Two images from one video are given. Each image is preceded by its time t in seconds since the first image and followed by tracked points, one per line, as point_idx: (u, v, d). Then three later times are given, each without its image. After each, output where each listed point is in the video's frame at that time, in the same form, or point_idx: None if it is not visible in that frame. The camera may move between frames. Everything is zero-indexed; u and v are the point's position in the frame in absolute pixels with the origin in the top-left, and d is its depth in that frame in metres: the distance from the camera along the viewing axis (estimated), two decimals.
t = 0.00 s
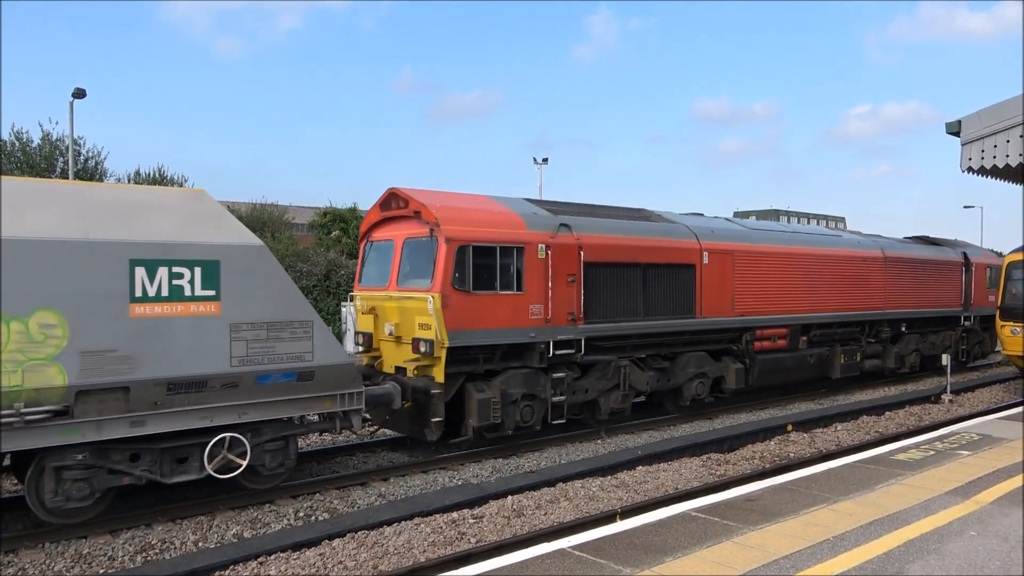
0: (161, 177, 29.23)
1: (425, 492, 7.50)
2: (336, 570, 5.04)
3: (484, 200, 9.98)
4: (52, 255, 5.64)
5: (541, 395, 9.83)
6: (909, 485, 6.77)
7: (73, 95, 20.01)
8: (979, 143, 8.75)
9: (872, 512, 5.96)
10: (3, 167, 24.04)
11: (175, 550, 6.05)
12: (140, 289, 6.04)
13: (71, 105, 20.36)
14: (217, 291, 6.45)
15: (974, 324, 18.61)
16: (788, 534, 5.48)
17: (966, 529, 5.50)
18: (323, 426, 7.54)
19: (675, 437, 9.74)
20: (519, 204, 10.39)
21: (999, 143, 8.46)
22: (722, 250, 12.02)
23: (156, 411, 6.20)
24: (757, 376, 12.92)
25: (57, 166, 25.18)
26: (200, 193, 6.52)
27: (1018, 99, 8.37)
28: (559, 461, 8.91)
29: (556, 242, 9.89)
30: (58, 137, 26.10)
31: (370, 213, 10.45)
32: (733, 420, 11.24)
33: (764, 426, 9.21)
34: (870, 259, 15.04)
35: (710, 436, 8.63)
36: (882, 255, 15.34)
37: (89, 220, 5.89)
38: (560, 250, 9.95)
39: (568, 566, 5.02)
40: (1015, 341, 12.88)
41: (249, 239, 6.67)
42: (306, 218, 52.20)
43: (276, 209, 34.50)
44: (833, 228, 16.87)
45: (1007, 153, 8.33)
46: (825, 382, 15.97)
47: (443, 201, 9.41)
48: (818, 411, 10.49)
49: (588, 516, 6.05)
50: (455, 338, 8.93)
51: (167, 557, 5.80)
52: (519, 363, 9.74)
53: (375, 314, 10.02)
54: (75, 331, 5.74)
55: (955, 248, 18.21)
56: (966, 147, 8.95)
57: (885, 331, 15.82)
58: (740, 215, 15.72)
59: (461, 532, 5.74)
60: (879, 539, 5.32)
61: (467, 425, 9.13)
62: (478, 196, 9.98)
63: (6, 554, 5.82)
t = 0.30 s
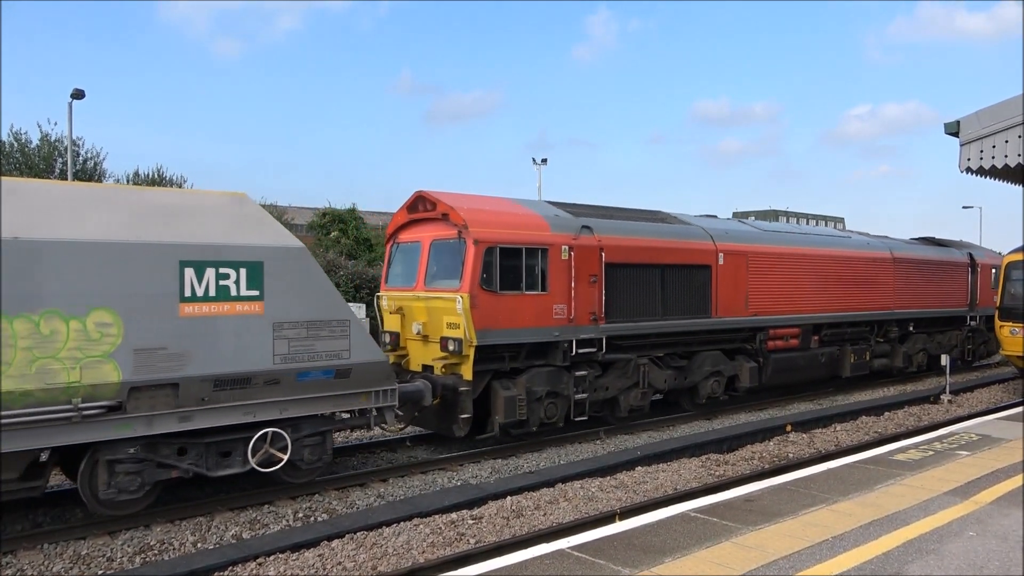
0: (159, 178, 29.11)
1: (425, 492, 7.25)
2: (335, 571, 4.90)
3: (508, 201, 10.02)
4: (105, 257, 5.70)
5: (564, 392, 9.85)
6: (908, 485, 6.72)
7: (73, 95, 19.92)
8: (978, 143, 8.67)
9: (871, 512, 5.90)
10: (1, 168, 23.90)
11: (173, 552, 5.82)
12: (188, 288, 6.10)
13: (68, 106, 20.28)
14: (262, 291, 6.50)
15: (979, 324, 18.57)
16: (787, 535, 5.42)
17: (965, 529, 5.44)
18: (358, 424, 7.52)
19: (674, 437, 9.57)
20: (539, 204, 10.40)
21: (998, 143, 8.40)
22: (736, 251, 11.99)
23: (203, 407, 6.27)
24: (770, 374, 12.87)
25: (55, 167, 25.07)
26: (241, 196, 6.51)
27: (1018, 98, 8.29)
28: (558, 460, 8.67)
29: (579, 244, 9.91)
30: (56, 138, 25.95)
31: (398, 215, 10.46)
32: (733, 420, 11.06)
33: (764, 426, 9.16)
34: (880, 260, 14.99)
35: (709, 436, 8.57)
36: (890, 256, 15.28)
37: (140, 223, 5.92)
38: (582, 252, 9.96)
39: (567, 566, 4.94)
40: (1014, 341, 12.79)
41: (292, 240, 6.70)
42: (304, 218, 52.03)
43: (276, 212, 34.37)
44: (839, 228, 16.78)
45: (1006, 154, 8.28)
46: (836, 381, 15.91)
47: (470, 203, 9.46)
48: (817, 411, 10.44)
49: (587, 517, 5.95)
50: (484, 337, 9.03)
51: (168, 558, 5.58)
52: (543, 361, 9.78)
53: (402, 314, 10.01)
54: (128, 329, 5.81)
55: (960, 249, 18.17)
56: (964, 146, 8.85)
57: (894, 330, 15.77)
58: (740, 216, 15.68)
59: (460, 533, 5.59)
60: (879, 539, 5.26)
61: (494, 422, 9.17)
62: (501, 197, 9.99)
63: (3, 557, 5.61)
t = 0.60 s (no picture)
0: (158, 179, 29.08)
1: (424, 493, 7.25)
2: (334, 572, 4.89)
3: (529, 203, 10.08)
4: (153, 259, 5.91)
5: (584, 389, 9.90)
6: (907, 485, 6.72)
7: (72, 97, 19.95)
8: (977, 142, 8.67)
9: (870, 512, 5.91)
10: None
11: (172, 553, 5.82)
12: (229, 289, 6.30)
13: (67, 108, 20.31)
14: (298, 291, 6.68)
15: (984, 323, 18.57)
16: (786, 535, 5.41)
17: (964, 529, 5.44)
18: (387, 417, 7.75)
19: (674, 437, 9.57)
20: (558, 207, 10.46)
21: (997, 143, 8.41)
22: (749, 252, 12.04)
23: (242, 403, 6.45)
24: (782, 373, 12.90)
25: (54, 168, 25.03)
26: (277, 200, 6.73)
27: (1017, 98, 8.30)
28: (557, 461, 8.65)
29: (598, 245, 9.98)
30: (55, 139, 25.89)
31: (419, 217, 10.50)
32: (733, 420, 11.04)
33: (764, 426, 9.16)
34: (888, 260, 15.02)
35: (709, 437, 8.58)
36: (898, 257, 15.30)
37: (183, 227, 6.13)
38: (601, 253, 10.02)
39: (566, 567, 4.93)
40: (1013, 341, 12.78)
41: (325, 243, 6.88)
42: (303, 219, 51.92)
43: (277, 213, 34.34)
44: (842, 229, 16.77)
45: (1004, 153, 8.28)
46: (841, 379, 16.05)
47: (493, 205, 9.53)
48: (816, 411, 10.43)
49: (587, 516, 5.96)
50: (508, 336, 9.11)
51: (167, 560, 5.59)
52: (563, 360, 9.83)
53: (425, 313, 10.04)
54: (173, 328, 6.01)
55: (964, 248, 18.18)
56: (963, 146, 8.86)
57: (902, 329, 15.80)
58: (739, 216, 15.86)
59: (460, 534, 5.58)
60: (878, 539, 5.26)
61: (517, 420, 9.23)
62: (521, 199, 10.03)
63: (1, 558, 5.60)
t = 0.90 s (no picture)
0: (157, 180, 29.05)
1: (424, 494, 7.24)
2: (333, 573, 4.89)
3: (550, 205, 10.33)
4: (205, 260, 6.22)
5: (606, 387, 10.17)
6: (906, 485, 6.72)
7: (71, 98, 19.95)
8: (975, 143, 8.68)
9: (869, 512, 5.92)
10: None
11: (172, 554, 5.82)
12: (276, 289, 6.60)
13: (66, 109, 20.35)
14: (338, 292, 7.00)
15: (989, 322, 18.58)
16: (786, 534, 5.42)
17: (963, 529, 5.45)
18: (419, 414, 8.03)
19: (673, 437, 9.58)
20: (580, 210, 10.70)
21: (995, 143, 8.42)
22: (763, 252, 12.25)
23: (286, 399, 6.76)
24: (795, 371, 13.04)
25: (53, 169, 24.98)
26: (317, 203, 7.05)
27: (1016, 98, 8.29)
28: (556, 462, 8.64)
29: (619, 247, 10.24)
30: (53, 140, 25.84)
31: (446, 219, 10.78)
32: (732, 420, 11.04)
33: (763, 426, 9.16)
34: (896, 261, 15.04)
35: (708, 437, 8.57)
36: (905, 257, 15.33)
37: (232, 230, 6.45)
38: (623, 254, 10.28)
39: (566, 567, 4.94)
40: (1011, 340, 12.80)
41: (365, 245, 7.20)
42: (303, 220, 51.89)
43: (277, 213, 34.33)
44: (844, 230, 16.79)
45: (1002, 153, 8.29)
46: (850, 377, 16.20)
47: (519, 208, 9.81)
48: (815, 412, 10.42)
49: (587, 516, 5.97)
50: (534, 334, 9.34)
51: (166, 560, 5.59)
52: (586, 358, 10.09)
53: (451, 313, 10.31)
54: (223, 327, 6.30)
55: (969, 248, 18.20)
56: (961, 146, 8.87)
57: (910, 329, 15.85)
58: (740, 216, 16.04)
59: (459, 534, 5.58)
60: (878, 539, 5.26)
61: (541, 415, 9.48)
62: (544, 202, 10.29)
63: (0, 559, 5.59)
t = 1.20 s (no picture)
0: (156, 181, 29.05)
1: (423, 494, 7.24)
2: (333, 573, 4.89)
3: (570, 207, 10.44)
4: (248, 260, 6.38)
5: (625, 384, 10.25)
6: (905, 484, 6.72)
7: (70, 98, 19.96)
8: (973, 143, 8.69)
9: (869, 511, 5.92)
10: None
11: (172, 554, 5.82)
12: (313, 289, 6.75)
13: (65, 109, 20.34)
14: (372, 292, 7.13)
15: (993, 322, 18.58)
16: (785, 534, 5.42)
17: (962, 528, 5.45)
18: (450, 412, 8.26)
19: (673, 437, 9.59)
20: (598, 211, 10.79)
21: (994, 143, 8.41)
22: (777, 252, 12.34)
23: (323, 395, 6.91)
24: (806, 369, 13.11)
25: (52, 170, 24.96)
26: (350, 204, 7.21)
27: (1015, 97, 8.27)
28: (556, 462, 8.65)
29: (638, 247, 10.33)
30: (53, 140, 25.83)
31: (468, 221, 10.91)
32: (731, 420, 11.03)
33: (762, 426, 9.16)
34: (903, 261, 15.06)
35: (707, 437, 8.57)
36: (913, 256, 15.33)
37: (272, 231, 6.61)
38: (641, 255, 10.37)
39: (565, 567, 4.94)
40: (1010, 340, 12.81)
41: (398, 246, 7.32)
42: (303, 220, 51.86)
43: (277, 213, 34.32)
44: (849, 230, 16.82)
45: (1001, 153, 8.29)
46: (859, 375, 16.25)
47: (542, 210, 9.92)
48: (814, 412, 10.42)
49: (586, 516, 5.97)
50: (557, 333, 9.45)
51: (166, 561, 5.59)
52: (606, 356, 10.18)
53: (473, 313, 10.40)
54: (264, 325, 6.46)
55: (973, 248, 18.19)
56: (960, 146, 8.86)
57: (917, 327, 15.87)
58: (739, 216, 16.04)
59: (459, 534, 5.58)
60: (877, 538, 5.26)
61: (563, 412, 9.58)
62: (565, 203, 10.41)
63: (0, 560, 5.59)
